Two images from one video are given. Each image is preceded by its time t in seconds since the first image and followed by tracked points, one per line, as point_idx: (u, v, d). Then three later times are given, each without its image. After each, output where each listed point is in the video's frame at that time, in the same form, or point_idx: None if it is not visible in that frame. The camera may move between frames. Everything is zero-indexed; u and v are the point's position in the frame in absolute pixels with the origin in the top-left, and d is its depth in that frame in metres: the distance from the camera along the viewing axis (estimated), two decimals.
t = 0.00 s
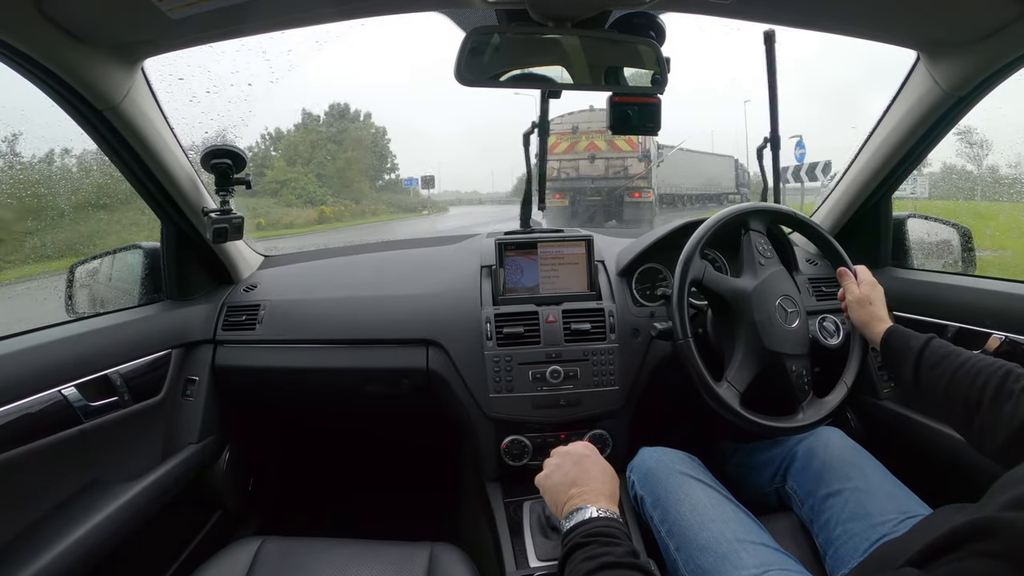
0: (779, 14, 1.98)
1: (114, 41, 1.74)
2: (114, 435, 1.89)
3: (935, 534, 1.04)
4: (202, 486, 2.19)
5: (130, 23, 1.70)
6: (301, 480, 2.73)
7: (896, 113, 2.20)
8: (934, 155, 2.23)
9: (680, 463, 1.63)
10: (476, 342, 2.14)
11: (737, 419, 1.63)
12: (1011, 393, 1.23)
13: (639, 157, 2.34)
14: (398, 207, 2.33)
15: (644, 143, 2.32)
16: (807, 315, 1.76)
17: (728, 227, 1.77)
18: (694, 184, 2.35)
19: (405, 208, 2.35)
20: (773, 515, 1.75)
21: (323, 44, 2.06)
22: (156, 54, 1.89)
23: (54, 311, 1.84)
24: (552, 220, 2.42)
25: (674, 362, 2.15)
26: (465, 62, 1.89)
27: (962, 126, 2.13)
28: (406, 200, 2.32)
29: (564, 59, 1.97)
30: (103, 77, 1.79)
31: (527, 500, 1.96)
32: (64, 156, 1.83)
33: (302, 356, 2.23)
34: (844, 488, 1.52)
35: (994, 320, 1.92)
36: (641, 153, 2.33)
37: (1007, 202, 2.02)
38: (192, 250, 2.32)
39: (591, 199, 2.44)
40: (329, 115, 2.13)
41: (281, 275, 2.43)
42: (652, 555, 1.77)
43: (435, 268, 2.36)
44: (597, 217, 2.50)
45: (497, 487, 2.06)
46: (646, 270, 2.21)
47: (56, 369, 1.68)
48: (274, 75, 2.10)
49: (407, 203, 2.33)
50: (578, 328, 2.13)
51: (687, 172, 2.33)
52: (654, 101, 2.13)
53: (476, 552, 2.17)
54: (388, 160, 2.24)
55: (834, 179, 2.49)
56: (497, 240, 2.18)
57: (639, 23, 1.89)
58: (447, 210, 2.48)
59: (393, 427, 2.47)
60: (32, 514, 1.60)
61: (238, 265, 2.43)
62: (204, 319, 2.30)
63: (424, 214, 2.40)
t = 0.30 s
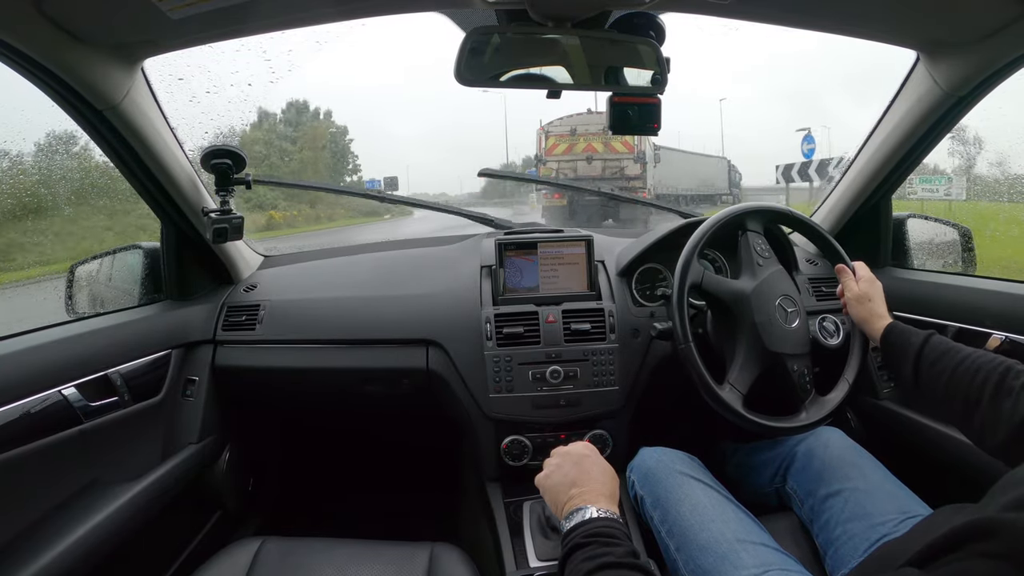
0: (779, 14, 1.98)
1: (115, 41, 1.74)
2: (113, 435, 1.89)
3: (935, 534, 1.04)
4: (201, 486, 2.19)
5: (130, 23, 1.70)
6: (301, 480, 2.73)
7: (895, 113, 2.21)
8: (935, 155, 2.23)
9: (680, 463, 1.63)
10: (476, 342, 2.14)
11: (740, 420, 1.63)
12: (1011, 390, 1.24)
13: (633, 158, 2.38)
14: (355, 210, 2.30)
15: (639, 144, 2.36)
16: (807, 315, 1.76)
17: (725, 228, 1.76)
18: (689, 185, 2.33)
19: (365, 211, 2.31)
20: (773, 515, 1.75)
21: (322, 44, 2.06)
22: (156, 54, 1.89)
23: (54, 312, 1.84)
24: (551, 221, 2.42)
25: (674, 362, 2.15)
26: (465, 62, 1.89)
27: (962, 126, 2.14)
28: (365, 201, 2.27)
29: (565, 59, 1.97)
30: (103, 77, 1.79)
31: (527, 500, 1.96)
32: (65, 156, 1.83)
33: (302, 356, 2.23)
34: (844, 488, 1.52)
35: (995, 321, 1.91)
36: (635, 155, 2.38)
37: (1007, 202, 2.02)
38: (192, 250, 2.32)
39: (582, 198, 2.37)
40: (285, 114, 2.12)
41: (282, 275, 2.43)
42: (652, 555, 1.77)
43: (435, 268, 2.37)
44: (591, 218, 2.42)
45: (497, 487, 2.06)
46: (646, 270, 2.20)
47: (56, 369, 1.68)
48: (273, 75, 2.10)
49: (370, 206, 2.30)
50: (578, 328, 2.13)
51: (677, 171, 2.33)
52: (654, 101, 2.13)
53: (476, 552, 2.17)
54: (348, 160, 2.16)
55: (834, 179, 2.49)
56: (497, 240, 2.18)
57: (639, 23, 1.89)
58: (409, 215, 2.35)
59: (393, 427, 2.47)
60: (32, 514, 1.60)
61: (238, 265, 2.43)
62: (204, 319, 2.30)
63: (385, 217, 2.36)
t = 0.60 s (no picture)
0: (780, 14, 1.98)
1: (115, 41, 1.74)
2: (114, 435, 1.89)
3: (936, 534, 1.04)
4: (202, 485, 2.19)
5: (130, 23, 1.70)
6: (301, 481, 2.73)
7: (896, 113, 2.21)
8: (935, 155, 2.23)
9: (681, 463, 1.63)
10: (476, 342, 2.14)
11: (747, 424, 1.63)
12: (1010, 383, 1.24)
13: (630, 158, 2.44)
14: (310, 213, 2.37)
15: (635, 144, 2.41)
16: (807, 315, 1.76)
17: (721, 229, 1.76)
18: (684, 185, 2.42)
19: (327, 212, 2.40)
20: (773, 515, 1.75)
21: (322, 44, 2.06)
22: (156, 54, 1.89)
23: (53, 312, 1.84)
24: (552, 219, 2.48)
25: (674, 362, 2.15)
26: (465, 62, 1.89)
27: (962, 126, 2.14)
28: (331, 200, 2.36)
29: (565, 59, 1.97)
30: (103, 77, 1.79)
31: (527, 500, 1.96)
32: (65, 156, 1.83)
33: (302, 356, 2.23)
34: (844, 488, 1.52)
35: (995, 321, 1.91)
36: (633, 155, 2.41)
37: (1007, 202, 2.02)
38: (192, 250, 2.32)
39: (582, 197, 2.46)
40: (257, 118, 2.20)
41: (281, 275, 2.43)
42: (652, 556, 1.77)
43: (435, 268, 2.37)
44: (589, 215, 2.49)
45: (497, 487, 2.06)
46: (646, 270, 2.20)
47: (56, 369, 1.68)
48: (273, 73, 2.15)
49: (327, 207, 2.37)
50: (578, 328, 2.13)
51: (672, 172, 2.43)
52: (654, 101, 2.13)
53: (476, 552, 2.17)
54: (308, 160, 2.25)
55: (834, 179, 2.49)
56: (497, 240, 2.18)
57: (639, 23, 1.89)
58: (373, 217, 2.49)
59: (393, 427, 2.47)
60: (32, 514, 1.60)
61: (238, 265, 2.43)
62: (204, 319, 2.30)
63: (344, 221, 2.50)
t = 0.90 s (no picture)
0: (779, 15, 1.98)
1: (115, 41, 1.74)
2: (114, 435, 1.89)
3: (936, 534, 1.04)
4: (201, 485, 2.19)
5: (130, 23, 1.70)
6: (301, 481, 2.73)
7: (896, 113, 2.20)
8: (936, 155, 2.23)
9: (680, 463, 1.63)
10: (476, 342, 2.14)
11: (749, 425, 1.63)
12: (1010, 381, 1.24)
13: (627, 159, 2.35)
14: (263, 216, 2.34)
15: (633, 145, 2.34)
16: (807, 314, 1.76)
17: (722, 229, 1.76)
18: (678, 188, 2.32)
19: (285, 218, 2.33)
20: (773, 515, 1.75)
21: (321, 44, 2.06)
22: (156, 54, 1.89)
23: (53, 312, 1.83)
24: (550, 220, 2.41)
25: (674, 362, 2.15)
26: (465, 62, 1.89)
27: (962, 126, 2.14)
28: (288, 205, 2.28)
29: (565, 58, 1.97)
30: (103, 77, 1.79)
31: (527, 500, 1.96)
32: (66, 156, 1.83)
33: (302, 356, 2.23)
34: (843, 488, 1.52)
35: (995, 321, 1.91)
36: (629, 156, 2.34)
37: (1007, 202, 2.02)
38: (192, 250, 2.32)
39: (578, 197, 2.39)
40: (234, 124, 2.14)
41: (282, 275, 2.43)
42: (652, 556, 1.77)
43: (435, 268, 2.37)
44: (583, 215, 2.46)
45: (497, 487, 2.06)
46: (646, 270, 2.20)
47: (56, 369, 1.68)
48: (273, 74, 2.06)
49: (282, 212, 2.30)
50: (578, 328, 2.13)
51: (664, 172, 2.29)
52: (655, 101, 2.13)
53: (476, 552, 2.17)
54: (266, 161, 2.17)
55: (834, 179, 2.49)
56: (497, 240, 2.18)
57: (640, 23, 1.88)
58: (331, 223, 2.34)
59: (392, 427, 2.47)
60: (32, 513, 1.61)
61: (238, 265, 2.43)
62: (204, 319, 2.30)
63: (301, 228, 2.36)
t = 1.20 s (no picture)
0: (780, 14, 1.98)
1: (115, 41, 1.74)
2: (114, 435, 1.89)
3: (937, 534, 1.04)
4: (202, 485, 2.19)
5: (130, 23, 1.70)
6: (301, 481, 2.73)
7: (896, 112, 2.20)
8: (935, 155, 2.23)
9: (680, 463, 1.63)
10: (476, 342, 2.14)
11: (749, 425, 1.63)
12: (1010, 381, 1.24)
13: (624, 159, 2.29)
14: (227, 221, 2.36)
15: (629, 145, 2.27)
16: (807, 314, 1.76)
17: (721, 229, 1.76)
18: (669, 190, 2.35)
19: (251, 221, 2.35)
20: (773, 515, 1.75)
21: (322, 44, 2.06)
22: (156, 54, 1.89)
23: (53, 312, 1.83)
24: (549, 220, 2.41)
25: (674, 362, 2.15)
26: (465, 62, 1.89)
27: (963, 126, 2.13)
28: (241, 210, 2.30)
29: (565, 58, 1.97)
30: (103, 77, 1.79)
31: (527, 500, 1.96)
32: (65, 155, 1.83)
33: (302, 356, 2.23)
34: (843, 488, 1.52)
35: (995, 321, 1.91)
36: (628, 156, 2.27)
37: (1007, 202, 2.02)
38: (192, 250, 2.32)
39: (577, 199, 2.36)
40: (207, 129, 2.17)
41: (281, 275, 2.43)
42: (652, 555, 1.77)
43: (435, 268, 2.36)
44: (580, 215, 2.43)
45: (497, 487, 2.06)
46: (646, 270, 2.20)
47: (56, 369, 1.68)
48: (273, 73, 2.11)
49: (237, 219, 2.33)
50: (578, 328, 2.13)
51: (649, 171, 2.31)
52: (655, 101, 2.13)
53: (476, 552, 2.17)
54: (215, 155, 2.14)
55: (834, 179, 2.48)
56: (497, 240, 2.18)
57: (639, 23, 1.88)
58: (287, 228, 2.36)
59: (392, 427, 2.47)
60: (32, 513, 1.61)
61: (238, 264, 2.42)
62: (204, 319, 2.30)
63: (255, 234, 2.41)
